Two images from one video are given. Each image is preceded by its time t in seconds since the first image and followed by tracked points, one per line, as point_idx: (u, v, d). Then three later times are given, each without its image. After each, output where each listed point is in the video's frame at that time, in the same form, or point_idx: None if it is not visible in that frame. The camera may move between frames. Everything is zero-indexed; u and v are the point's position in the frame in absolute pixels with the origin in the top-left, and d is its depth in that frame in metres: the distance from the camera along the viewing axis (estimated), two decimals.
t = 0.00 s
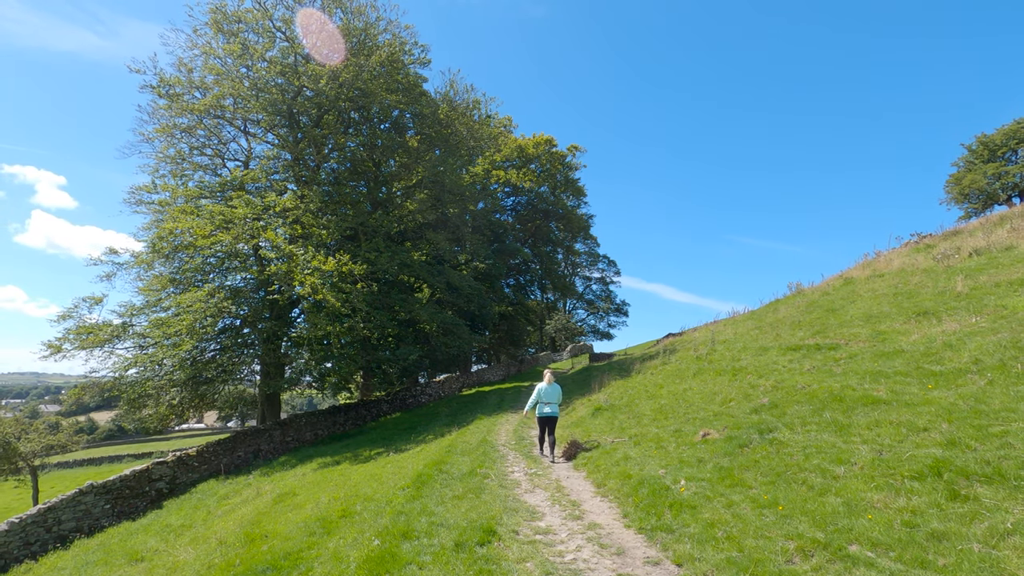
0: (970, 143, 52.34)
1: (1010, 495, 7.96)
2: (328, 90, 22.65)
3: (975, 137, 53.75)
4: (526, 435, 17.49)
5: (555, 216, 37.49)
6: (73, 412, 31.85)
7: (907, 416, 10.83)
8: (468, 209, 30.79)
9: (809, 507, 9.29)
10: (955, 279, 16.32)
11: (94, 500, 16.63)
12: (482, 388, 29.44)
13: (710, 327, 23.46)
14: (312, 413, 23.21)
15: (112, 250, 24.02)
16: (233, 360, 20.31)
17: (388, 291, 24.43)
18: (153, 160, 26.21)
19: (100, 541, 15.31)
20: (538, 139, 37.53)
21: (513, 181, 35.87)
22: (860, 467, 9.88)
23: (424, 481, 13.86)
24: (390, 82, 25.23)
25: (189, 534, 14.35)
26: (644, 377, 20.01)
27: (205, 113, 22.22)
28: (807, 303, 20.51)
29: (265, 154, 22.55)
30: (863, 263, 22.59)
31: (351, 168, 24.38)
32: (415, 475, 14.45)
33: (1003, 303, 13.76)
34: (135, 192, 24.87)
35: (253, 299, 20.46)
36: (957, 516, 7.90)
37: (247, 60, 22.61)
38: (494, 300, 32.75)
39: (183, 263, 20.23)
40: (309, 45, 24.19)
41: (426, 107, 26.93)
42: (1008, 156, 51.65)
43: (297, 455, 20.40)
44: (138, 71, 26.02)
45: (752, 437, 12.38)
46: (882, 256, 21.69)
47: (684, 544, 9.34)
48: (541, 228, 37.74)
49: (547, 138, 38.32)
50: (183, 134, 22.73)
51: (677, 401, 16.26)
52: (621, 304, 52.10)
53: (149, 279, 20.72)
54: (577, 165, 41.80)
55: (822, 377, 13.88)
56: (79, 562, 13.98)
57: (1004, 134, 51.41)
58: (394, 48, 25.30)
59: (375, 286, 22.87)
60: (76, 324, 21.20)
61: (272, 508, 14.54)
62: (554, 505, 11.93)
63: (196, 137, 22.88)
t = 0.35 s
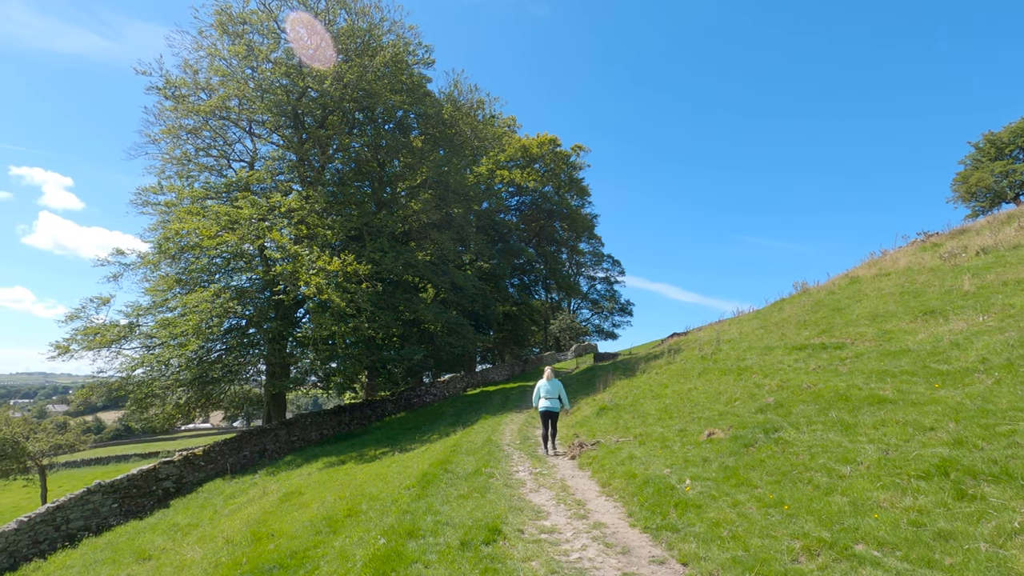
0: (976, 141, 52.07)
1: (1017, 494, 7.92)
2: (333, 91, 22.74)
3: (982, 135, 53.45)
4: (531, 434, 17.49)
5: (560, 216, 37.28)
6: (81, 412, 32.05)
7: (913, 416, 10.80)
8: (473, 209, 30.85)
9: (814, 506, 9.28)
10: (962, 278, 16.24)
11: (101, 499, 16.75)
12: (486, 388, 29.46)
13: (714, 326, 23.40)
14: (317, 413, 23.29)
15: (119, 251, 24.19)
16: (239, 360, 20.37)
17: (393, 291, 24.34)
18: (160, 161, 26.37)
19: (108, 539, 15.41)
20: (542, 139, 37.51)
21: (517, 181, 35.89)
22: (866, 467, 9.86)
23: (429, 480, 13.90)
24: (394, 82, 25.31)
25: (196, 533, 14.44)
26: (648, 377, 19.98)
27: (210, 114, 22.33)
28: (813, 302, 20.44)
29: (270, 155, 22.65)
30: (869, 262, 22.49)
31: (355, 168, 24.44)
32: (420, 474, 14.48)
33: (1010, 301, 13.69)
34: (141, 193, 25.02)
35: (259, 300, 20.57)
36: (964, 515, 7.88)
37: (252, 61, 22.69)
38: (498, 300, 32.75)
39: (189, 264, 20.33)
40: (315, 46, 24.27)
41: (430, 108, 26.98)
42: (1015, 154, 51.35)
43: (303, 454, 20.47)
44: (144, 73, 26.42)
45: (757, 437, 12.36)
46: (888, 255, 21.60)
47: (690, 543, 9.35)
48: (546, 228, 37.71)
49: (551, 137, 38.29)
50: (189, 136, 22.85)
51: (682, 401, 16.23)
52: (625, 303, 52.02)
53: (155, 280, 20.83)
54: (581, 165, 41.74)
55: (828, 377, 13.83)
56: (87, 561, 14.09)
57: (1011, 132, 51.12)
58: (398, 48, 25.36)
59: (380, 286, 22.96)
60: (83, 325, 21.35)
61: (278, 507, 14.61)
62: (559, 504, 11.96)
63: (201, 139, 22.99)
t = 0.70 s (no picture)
0: (985, 137, 51.61)
1: None
2: (338, 91, 22.83)
3: (991, 132, 52.98)
4: (537, 434, 17.49)
5: (565, 215, 37.35)
6: (90, 411, 32.28)
7: (922, 415, 10.74)
8: (478, 208, 30.88)
9: (822, 505, 9.25)
10: (971, 277, 16.11)
11: (110, 497, 16.89)
12: (492, 388, 29.47)
13: (721, 325, 23.32)
14: (324, 412, 23.37)
15: (127, 251, 24.36)
16: (245, 360, 20.49)
17: (398, 291, 24.56)
18: (167, 162, 26.54)
19: (117, 538, 15.54)
20: (547, 138, 37.49)
21: (522, 180, 35.88)
22: (874, 466, 9.81)
23: (435, 479, 13.93)
24: (399, 82, 25.35)
25: (204, 531, 14.54)
26: (654, 376, 19.95)
27: (217, 115, 22.44)
28: (820, 301, 20.34)
29: (276, 156, 22.76)
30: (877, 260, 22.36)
31: (361, 168, 24.48)
32: (427, 473, 14.52)
33: (1021, 300, 13.57)
34: (149, 194, 25.18)
35: (266, 300, 20.65)
36: (973, 515, 7.83)
37: (258, 62, 22.74)
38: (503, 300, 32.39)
39: (196, 264, 20.46)
40: (320, 46, 24.32)
41: (435, 107, 27.01)
42: None
43: (310, 453, 20.56)
44: (152, 74, 26.56)
45: (764, 436, 12.32)
46: (896, 253, 21.47)
47: (697, 543, 9.34)
48: (551, 227, 37.68)
49: (556, 137, 38.26)
50: (196, 137, 22.98)
51: (688, 401, 16.19)
52: (631, 303, 51.90)
53: (163, 280, 20.97)
54: (586, 164, 41.68)
55: (835, 376, 13.78)
56: (97, 559, 14.22)
57: (1021, 129, 50.64)
58: (403, 49, 25.42)
59: (386, 286, 23.04)
60: (92, 324, 21.50)
61: (285, 506, 14.69)
62: (565, 504, 11.96)
63: (208, 140, 23.11)
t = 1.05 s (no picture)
0: (997, 134, 51.07)
1: None
2: (345, 91, 22.91)
3: (1002, 128, 52.41)
4: (544, 432, 17.50)
5: (571, 213, 37.31)
6: (101, 410, 32.56)
7: (932, 413, 10.66)
8: (484, 207, 30.91)
9: (832, 504, 9.21)
10: (982, 274, 15.97)
11: (121, 495, 17.05)
12: (499, 386, 29.49)
13: (728, 323, 23.23)
14: (331, 411, 23.47)
15: (136, 251, 24.54)
16: (254, 359, 20.49)
17: (405, 290, 24.59)
18: (176, 162, 26.72)
19: (128, 535, 15.68)
20: (553, 137, 37.43)
21: (528, 179, 35.86)
22: (884, 465, 9.75)
23: (443, 477, 13.97)
24: (405, 82, 25.39)
25: (214, 529, 14.65)
26: (661, 374, 19.91)
27: (224, 116, 22.55)
28: (828, 299, 20.22)
29: (283, 156, 22.87)
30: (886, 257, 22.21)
31: (368, 168, 24.48)
32: (434, 471, 14.56)
33: None
34: (158, 194, 25.35)
35: (273, 299, 20.73)
36: (986, 514, 7.78)
37: (265, 62, 22.82)
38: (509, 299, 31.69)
39: (205, 263, 20.56)
40: (326, 46, 24.40)
41: (441, 106, 27.01)
42: None
43: (318, 452, 20.67)
44: (160, 75, 26.77)
45: (773, 435, 12.27)
46: (906, 251, 21.31)
47: (705, 541, 9.33)
48: (557, 225, 37.59)
49: (562, 135, 38.21)
50: (204, 137, 23.11)
51: (696, 399, 16.14)
52: (637, 301, 51.79)
53: (172, 279, 21.12)
54: (592, 162, 41.58)
55: (844, 374, 13.70)
56: (109, 556, 14.36)
57: None
58: (409, 48, 25.47)
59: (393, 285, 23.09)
60: (102, 324, 21.66)
61: (294, 503, 14.77)
62: (573, 502, 11.97)
63: (216, 140, 23.24)
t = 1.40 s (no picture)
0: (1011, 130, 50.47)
1: None
2: (352, 90, 22.99)
3: (1016, 123, 51.77)
4: (552, 430, 17.50)
5: (578, 211, 37.23)
6: (113, 408, 32.87)
7: (945, 411, 10.56)
8: (491, 206, 30.94)
9: (844, 502, 9.15)
10: (995, 271, 15.80)
11: (133, 492, 17.23)
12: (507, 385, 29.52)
13: (737, 321, 23.13)
14: (340, 409, 23.59)
15: (147, 251, 24.76)
16: (263, 357, 20.63)
17: (412, 288, 24.61)
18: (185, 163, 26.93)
19: (140, 532, 15.84)
20: (560, 135, 37.36)
21: (535, 177, 35.82)
22: (897, 463, 9.68)
23: (452, 475, 14.00)
24: (412, 81, 25.44)
25: (225, 526, 14.77)
26: (670, 372, 19.85)
27: (233, 116, 22.69)
28: (838, 296, 20.08)
29: (291, 155, 23.00)
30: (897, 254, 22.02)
31: (375, 167, 24.46)
32: (443, 469, 14.60)
33: None
34: (168, 195, 25.57)
35: (282, 298, 20.82)
36: (1001, 512, 7.70)
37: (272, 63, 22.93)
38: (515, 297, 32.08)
39: (214, 263, 20.70)
40: (333, 46, 24.49)
41: (448, 105, 26.99)
42: None
43: (327, 450, 20.78)
44: (170, 76, 26.98)
45: (783, 433, 12.21)
46: (917, 247, 21.13)
47: (716, 539, 9.30)
48: (564, 224, 37.49)
49: (569, 133, 38.13)
50: (213, 137, 23.26)
51: (705, 397, 16.08)
52: (644, 299, 51.66)
53: (182, 279, 21.29)
54: (599, 160, 41.49)
55: (855, 372, 13.61)
56: (122, 552, 14.51)
57: None
58: (416, 47, 25.53)
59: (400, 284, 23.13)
60: (113, 323, 21.86)
61: (304, 501, 14.87)
62: (582, 500, 11.96)
63: (225, 140, 23.38)
